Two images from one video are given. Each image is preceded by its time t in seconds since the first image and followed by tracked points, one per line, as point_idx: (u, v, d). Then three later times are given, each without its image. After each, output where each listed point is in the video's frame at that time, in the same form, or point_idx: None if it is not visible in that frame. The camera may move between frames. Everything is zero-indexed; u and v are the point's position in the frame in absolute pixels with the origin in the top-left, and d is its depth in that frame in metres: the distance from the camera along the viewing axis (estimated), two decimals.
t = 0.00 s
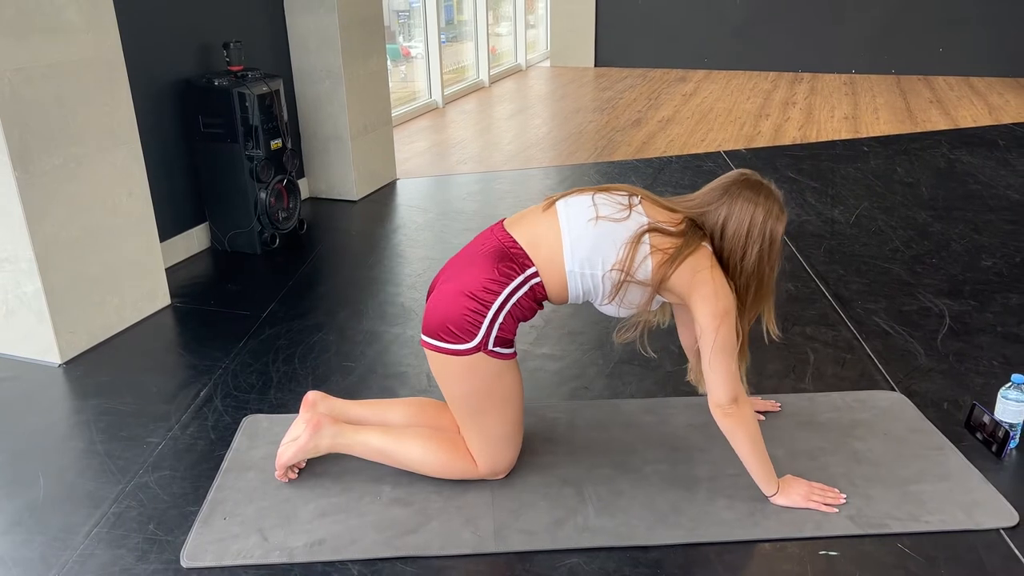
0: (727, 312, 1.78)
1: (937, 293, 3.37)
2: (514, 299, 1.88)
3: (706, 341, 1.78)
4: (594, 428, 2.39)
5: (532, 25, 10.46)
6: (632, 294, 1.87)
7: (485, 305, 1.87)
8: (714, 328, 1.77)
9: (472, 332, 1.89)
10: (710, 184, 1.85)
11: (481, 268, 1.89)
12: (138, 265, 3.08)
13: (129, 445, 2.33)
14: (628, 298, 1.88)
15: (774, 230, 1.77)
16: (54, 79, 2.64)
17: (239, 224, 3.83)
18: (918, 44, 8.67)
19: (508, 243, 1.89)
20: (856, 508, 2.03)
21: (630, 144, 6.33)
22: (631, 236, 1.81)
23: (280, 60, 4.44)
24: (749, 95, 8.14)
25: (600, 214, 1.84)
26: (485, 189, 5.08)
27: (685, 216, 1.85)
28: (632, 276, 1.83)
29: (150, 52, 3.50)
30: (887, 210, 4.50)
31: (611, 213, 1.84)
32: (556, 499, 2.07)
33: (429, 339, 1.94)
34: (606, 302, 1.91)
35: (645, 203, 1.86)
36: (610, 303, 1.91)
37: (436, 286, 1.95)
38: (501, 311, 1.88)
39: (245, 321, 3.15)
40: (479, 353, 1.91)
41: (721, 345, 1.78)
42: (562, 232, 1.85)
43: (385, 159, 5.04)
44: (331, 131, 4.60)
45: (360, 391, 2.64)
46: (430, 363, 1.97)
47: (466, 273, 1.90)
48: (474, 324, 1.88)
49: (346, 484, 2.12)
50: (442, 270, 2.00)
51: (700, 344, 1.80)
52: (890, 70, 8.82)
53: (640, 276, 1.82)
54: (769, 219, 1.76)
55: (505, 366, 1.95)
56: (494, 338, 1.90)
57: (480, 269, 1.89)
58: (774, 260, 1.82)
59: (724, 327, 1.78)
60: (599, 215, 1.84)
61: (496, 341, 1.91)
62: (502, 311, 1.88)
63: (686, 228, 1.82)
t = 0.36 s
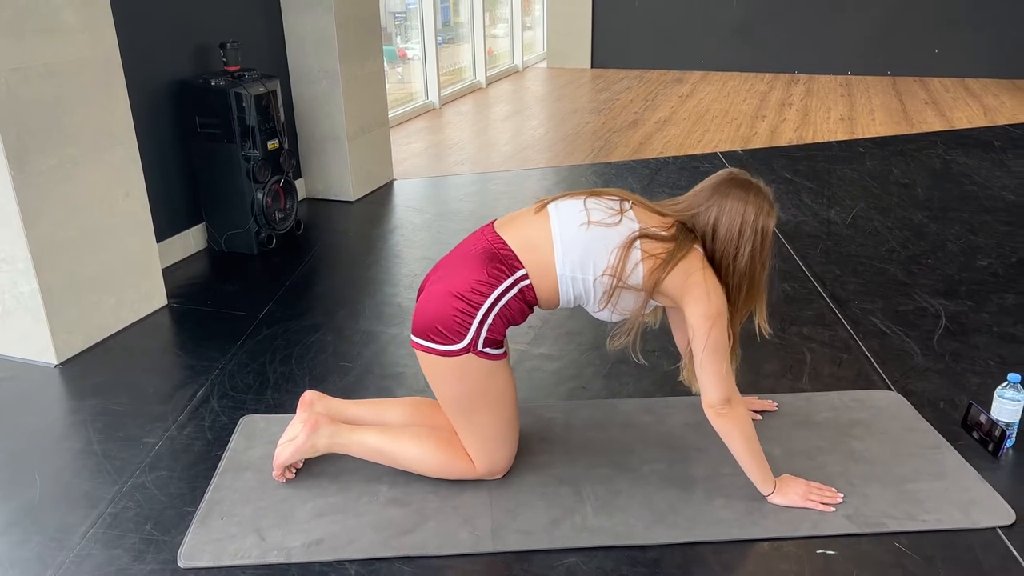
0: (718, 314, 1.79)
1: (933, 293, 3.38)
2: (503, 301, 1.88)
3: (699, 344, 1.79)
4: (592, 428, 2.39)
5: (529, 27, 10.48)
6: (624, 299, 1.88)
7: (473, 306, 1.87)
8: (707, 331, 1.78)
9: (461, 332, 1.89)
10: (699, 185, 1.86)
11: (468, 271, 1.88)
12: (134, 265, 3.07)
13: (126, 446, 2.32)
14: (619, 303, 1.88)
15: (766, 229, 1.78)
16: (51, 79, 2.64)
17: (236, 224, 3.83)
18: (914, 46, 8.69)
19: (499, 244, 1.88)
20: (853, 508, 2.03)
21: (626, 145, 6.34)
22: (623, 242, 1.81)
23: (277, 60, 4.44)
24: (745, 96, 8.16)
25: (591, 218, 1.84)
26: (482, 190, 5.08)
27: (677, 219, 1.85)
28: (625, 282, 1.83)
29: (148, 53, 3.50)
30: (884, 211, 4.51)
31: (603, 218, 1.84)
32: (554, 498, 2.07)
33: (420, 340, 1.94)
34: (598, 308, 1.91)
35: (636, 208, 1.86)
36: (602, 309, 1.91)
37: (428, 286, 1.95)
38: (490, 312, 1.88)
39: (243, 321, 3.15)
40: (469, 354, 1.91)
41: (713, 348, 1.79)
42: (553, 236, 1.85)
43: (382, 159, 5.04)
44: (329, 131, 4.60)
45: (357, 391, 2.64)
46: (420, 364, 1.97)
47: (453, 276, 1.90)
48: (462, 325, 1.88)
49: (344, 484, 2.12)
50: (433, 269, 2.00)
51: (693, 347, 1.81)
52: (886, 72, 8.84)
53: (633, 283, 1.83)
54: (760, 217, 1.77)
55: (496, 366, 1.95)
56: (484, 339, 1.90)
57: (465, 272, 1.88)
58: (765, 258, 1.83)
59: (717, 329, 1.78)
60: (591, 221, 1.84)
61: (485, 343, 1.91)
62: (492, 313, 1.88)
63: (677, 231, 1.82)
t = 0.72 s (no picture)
0: (734, 314, 1.79)
1: (930, 295, 3.38)
2: (513, 313, 1.89)
3: (714, 348, 1.80)
4: (589, 431, 2.38)
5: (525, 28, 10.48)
6: (650, 321, 1.90)
7: (483, 309, 1.86)
8: (722, 335, 1.79)
9: (465, 334, 1.87)
10: (692, 177, 1.87)
11: (481, 273, 1.88)
12: (129, 268, 3.05)
13: (121, 450, 2.31)
14: (645, 328, 1.91)
15: (766, 193, 1.78)
16: (46, 81, 2.63)
17: (232, 226, 3.82)
18: (910, 48, 8.71)
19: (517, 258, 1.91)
20: (851, 511, 2.03)
21: (624, 147, 6.34)
22: (635, 267, 1.84)
23: (274, 62, 4.43)
24: (742, 98, 8.17)
25: (603, 250, 1.86)
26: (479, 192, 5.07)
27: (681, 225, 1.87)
28: (645, 304, 1.86)
29: (143, 54, 3.49)
30: (880, 213, 4.52)
31: (612, 245, 1.87)
32: (551, 502, 2.06)
33: (421, 335, 1.92)
34: (629, 335, 1.95)
35: (643, 228, 1.88)
36: (631, 336, 1.94)
37: (435, 283, 1.92)
38: (498, 321, 1.88)
39: (239, 324, 3.13)
40: (468, 357, 1.90)
41: (728, 348, 1.80)
42: (568, 271, 1.87)
43: (379, 161, 5.03)
44: (325, 133, 4.59)
45: (354, 394, 2.63)
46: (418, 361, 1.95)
47: (466, 275, 1.89)
48: (467, 326, 1.87)
49: (340, 488, 2.11)
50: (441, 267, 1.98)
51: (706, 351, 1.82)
52: (882, 74, 8.86)
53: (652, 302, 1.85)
54: (753, 185, 1.77)
55: (494, 372, 1.95)
56: (486, 346, 1.90)
57: (480, 274, 1.88)
58: (771, 226, 1.83)
59: (730, 329, 1.79)
60: (602, 251, 1.87)
61: (486, 350, 1.91)
62: (500, 322, 1.88)
63: (684, 238, 1.83)
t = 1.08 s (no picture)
0: (736, 312, 1.81)
1: (925, 296, 3.39)
2: (533, 328, 1.91)
3: (715, 347, 1.81)
4: (584, 432, 2.38)
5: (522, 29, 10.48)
6: (664, 330, 1.94)
7: (508, 316, 1.88)
8: (724, 334, 1.81)
9: (485, 336, 1.87)
10: (684, 180, 1.92)
11: (513, 279, 1.91)
12: (124, 269, 3.05)
13: (115, 452, 2.31)
14: (661, 338, 1.96)
15: (756, 182, 1.81)
16: (40, 82, 2.63)
17: (228, 228, 3.81)
18: (906, 49, 8.73)
19: (546, 276, 1.94)
20: (845, 512, 2.03)
21: (620, 148, 6.34)
22: (643, 281, 1.88)
23: (269, 62, 4.43)
24: (738, 99, 8.18)
25: (611, 269, 1.90)
26: (475, 193, 5.07)
27: (681, 230, 1.90)
28: (657, 315, 1.90)
29: (139, 55, 3.48)
30: (876, 214, 4.52)
31: (619, 262, 1.91)
32: (546, 503, 2.06)
33: (438, 326, 1.90)
34: (648, 346, 1.99)
35: (645, 241, 1.92)
36: (650, 347, 1.99)
37: (461, 281, 1.92)
38: (519, 331, 1.90)
39: (234, 325, 3.13)
40: (480, 358, 1.90)
41: (732, 346, 1.82)
42: (582, 293, 1.91)
43: (375, 162, 5.03)
44: (321, 134, 4.59)
45: (348, 396, 2.63)
46: (427, 351, 1.94)
47: (497, 278, 1.91)
48: (490, 327, 1.87)
49: (336, 490, 2.11)
50: (466, 267, 1.99)
51: (706, 351, 1.84)
52: (878, 75, 8.88)
53: (663, 311, 1.89)
54: (740, 177, 1.81)
55: (501, 378, 1.95)
56: (499, 351, 1.90)
57: (513, 279, 1.91)
58: (766, 218, 1.85)
59: (733, 327, 1.81)
60: (610, 269, 1.91)
61: (498, 356, 1.91)
62: (520, 332, 1.90)
63: (684, 242, 1.86)
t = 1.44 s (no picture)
0: (731, 316, 1.79)
1: (923, 298, 3.38)
2: (542, 342, 1.91)
3: (710, 352, 1.80)
4: (579, 436, 2.37)
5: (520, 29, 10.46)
6: (669, 340, 1.94)
7: (520, 326, 1.87)
8: (718, 339, 1.79)
9: (496, 342, 1.85)
10: (679, 184, 1.91)
11: (535, 290, 1.92)
12: (119, 271, 3.03)
13: (108, 455, 2.29)
14: (664, 347, 1.95)
15: (749, 181, 1.79)
16: (34, 84, 2.61)
17: (223, 229, 3.80)
18: (905, 49, 8.71)
19: (558, 291, 1.93)
20: (841, 517, 2.02)
21: (618, 148, 6.33)
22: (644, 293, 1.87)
23: (265, 63, 4.41)
24: (737, 99, 8.16)
25: (611, 282, 1.90)
26: (473, 193, 5.06)
27: (677, 237, 1.90)
28: (659, 324, 1.89)
29: (134, 56, 3.46)
30: (874, 215, 4.51)
31: (619, 275, 1.91)
32: (541, 508, 2.05)
33: (449, 325, 1.87)
34: (654, 356, 1.98)
35: (644, 251, 1.92)
36: (656, 357, 1.98)
37: (475, 286, 1.91)
38: (528, 343, 1.89)
39: (229, 327, 3.11)
40: (486, 365, 1.88)
41: (726, 350, 1.81)
42: (586, 309, 1.91)
43: (372, 162, 5.01)
44: (317, 135, 4.57)
45: (343, 399, 2.62)
46: (431, 350, 1.92)
47: (518, 287, 1.91)
48: (503, 333, 1.86)
49: (329, 494, 2.09)
50: (476, 273, 1.97)
51: (701, 357, 1.83)
52: (876, 75, 8.87)
53: (665, 321, 1.88)
54: (732, 177, 1.79)
55: (501, 386, 1.93)
56: (506, 359, 1.88)
57: (535, 291, 1.91)
58: (761, 218, 1.84)
59: (728, 332, 1.80)
60: (612, 283, 1.90)
61: (503, 364, 1.90)
62: (529, 344, 1.89)
63: (680, 249, 1.85)
